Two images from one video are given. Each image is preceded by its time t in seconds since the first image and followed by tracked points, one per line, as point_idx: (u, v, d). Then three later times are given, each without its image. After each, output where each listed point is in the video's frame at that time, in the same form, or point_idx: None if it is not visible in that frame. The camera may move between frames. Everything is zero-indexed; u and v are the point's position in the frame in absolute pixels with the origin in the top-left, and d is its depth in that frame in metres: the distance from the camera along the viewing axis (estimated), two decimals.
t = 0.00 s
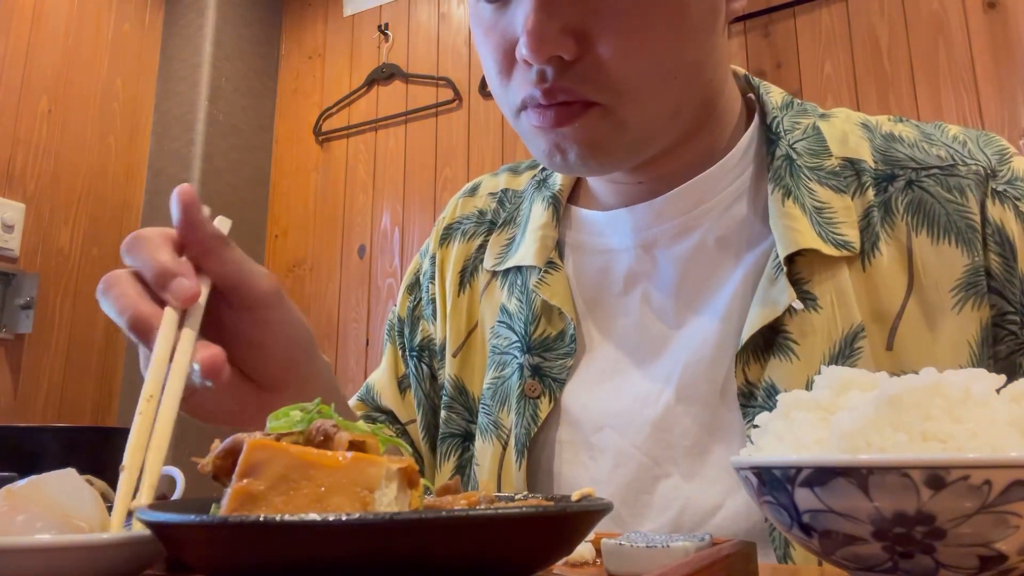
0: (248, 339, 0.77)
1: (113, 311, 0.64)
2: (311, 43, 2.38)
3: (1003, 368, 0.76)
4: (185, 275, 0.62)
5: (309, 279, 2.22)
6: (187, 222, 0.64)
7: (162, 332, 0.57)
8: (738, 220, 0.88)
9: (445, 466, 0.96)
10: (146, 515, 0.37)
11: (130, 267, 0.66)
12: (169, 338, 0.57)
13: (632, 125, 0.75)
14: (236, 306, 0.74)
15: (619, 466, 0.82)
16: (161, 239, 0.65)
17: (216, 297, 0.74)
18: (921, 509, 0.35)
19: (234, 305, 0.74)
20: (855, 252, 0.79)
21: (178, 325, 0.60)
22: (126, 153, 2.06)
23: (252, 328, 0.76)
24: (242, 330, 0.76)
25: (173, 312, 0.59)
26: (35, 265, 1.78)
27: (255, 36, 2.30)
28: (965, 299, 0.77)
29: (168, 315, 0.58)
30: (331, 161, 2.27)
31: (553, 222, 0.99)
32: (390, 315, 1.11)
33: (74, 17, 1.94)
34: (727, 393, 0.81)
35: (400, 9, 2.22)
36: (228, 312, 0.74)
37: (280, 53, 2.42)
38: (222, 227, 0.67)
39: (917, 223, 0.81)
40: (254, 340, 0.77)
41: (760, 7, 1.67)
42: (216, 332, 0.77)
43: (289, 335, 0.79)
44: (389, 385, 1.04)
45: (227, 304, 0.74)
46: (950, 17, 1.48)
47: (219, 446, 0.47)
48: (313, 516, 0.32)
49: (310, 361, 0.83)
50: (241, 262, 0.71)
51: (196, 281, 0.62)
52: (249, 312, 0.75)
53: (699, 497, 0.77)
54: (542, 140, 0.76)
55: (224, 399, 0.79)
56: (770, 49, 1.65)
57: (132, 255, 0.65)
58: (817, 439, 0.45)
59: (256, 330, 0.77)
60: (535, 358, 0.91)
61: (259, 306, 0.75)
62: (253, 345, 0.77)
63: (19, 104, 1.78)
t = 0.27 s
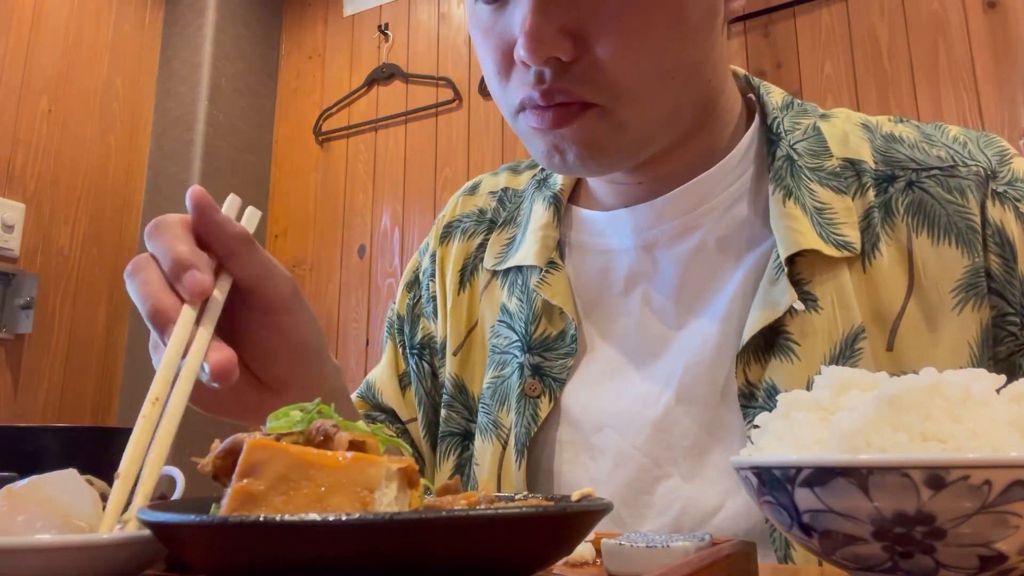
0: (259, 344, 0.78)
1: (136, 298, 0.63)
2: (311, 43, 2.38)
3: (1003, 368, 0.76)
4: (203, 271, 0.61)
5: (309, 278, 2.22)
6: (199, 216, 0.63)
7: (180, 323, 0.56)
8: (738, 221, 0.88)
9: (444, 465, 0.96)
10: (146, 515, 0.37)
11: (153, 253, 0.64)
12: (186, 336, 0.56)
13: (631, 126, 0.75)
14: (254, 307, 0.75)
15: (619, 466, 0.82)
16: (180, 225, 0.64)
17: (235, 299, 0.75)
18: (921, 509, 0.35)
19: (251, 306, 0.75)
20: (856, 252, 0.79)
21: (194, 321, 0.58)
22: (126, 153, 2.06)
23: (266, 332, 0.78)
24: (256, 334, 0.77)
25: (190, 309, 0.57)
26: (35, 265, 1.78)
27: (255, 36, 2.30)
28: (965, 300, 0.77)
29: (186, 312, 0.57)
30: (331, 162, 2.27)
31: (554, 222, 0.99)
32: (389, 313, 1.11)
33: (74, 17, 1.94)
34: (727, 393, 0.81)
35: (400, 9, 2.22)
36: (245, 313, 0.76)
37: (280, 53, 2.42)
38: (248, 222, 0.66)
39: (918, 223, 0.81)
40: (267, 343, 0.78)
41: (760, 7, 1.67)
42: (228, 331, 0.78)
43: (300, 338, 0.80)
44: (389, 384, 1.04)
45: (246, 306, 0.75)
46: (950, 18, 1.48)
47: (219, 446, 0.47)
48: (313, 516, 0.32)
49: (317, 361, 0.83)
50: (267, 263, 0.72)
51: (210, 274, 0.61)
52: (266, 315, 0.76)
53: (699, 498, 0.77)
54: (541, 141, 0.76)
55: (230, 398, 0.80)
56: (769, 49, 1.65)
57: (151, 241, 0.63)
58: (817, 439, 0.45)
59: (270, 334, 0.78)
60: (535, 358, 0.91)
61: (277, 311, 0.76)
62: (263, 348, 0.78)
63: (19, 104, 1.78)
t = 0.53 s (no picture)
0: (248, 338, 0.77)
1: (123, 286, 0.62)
2: (311, 43, 2.38)
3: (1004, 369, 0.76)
4: (195, 261, 0.61)
5: (309, 278, 2.22)
6: (196, 201, 0.64)
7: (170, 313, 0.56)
8: (739, 221, 0.88)
9: (445, 465, 0.96)
10: (146, 515, 0.37)
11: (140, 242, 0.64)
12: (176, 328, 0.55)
13: (630, 126, 0.75)
14: (243, 299, 0.75)
15: (620, 466, 0.82)
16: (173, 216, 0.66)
17: (221, 290, 0.74)
18: (921, 509, 0.35)
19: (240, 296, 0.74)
20: (857, 253, 0.79)
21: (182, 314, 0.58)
22: (126, 153, 2.06)
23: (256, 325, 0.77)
24: (246, 326, 0.77)
25: (179, 298, 0.57)
26: (35, 265, 1.78)
27: (255, 35, 2.30)
28: (966, 301, 0.77)
29: (176, 301, 0.57)
30: (331, 162, 2.27)
31: (554, 222, 0.99)
32: (389, 312, 1.11)
33: (74, 17, 1.94)
34: (728, 394, 0.81)
35: (400, 9, 2.22)
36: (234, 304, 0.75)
37: (280, 53, 2.42)
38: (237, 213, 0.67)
39: (919, 224, 0.81)
40: (259, 336, 0.77)
41: (760, 7, 1.67)
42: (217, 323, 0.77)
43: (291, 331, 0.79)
44: (389, 383, 1.04)
45: (235, 296, 0.75)
46: (951, 18, 1.48)
47: (219, 446, 0.47)
48: (313, 516, 0.32)
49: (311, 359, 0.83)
50: (254, 252, 0.72)
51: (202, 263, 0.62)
52: (255, 306, 0.76)
53: (700, 498, 0.77)
54: (540, 141, 0.76)
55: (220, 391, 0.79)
56: (769, 49, 1.65)
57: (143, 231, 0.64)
58: (818, 439, 0.45)
59: (261, 326, 0.77)
60: (536, 358, 0.91)
61: (267, 302, 0.76)
62: (254, 342, 0.78)
63: (19, 104, 1.78)
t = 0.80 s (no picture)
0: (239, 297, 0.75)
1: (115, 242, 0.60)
2: (311, 43, 2.38)
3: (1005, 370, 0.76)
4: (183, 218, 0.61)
5: (309, 278, 2.22)
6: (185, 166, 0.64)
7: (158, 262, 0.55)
8: (740, 221, 0.88)
9: (444, 465, 0.96)
10: (146, 515, 0.37)
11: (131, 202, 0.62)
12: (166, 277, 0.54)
13: (631, 127, 0.75)
14: (230, 257, 0.73)
15: (620, 467, 0.82)
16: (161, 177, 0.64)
17: (209, 248, 0.72)
18: (921, 509, 0.35)
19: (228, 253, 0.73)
20: (858, 254, 0.79)
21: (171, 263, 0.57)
22: (126, 153, 2.06)
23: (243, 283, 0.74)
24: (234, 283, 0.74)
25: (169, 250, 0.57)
26: (35, 265, 1.78)
27: (255, 35, 2.30)
28: (967, 302, 0.77)
29: (164, 253, 0.56)
30: (331, 162, 2.27)
31: (554, 222, 0.99)
32: (386, 313, 1.11)
33: (74, 17, 1.94)
34: (729, 394, 0.80)
35: (400, 9, 2.22)
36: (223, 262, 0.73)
37: (281, 53, 2.42)
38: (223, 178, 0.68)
39: (920, 225, 0.81)
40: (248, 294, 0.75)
41: (759, 7, 1.67)
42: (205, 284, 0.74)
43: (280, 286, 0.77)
44: (382, 383, 1.03)
45: (221, 254, 0.73)
46: (950, 18, 1.48)
47: (219, 446, 0.47)
48: (313, 516, 0.32)
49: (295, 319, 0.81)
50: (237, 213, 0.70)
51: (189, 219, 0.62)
52: (244, 264, 0.74)
53: (700, 499, 0.77)
54: (541, 141, 0.76)
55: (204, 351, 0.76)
56: (770, 49, 1.65)
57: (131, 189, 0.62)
58: (818, 439, 0.45)
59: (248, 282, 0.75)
60: (537, 358, 0.91)
61: (256, 259, 0.74)
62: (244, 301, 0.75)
63: (19, 104, 1.78)
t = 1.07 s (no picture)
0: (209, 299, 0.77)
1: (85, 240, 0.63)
2: (311, 43, 2.38)
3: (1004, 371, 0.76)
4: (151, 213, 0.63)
5: (309, 279, 2.22)
6: (157, 173, 0.65)
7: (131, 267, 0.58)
8: (740, 221, 0.88)
9: (440, 465, 0.96)
10: (147, 515, 0.37)
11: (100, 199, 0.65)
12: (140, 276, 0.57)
13: (630, 127, 0.75)
14: (200, 262, 0.76)
15: (620, 468, 0.82)
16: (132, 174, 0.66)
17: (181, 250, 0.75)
18: (921, 509, 0.35)
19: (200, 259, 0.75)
20: (857, 255, 0.79)
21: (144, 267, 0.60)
22: (126, 153, 2.06)
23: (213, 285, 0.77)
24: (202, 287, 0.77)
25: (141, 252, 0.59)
26: (35, 266, 1.78)
27: (255, 35, 2.30)
28: (966, 303, 0.77)
29: (136, 256, 0.59)
30: (331, 162, 2.27)
31: (553, 222, 0.99)
32: (377, 308, 1.11)
33: (74, 17, 1.94)
34: (728, 394, 0.80)
35: (400, 9, 2.22)
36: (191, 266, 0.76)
37: (281, 53, 2.42)
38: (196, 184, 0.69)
39: (919, 226, 0.81)
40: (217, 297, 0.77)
41: (759, 7, 1.67)
42: (176, 283, 0.77)
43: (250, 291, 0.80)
44: (364, 375, 1.04)
45: (192, 260, 0.75)
46: (950, 18, 1.48)
47: (219, 446, 0.47)
48: (312, 516, 0.32)
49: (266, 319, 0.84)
50: (215, 223, 0.73)
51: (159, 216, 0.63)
52: (214, 270, 0.76)
53: (700, 500, 0.77)
54: (541, 142, 0.76)
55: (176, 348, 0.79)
56: (770, 49, 1.65)
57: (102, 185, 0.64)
58: (818, 439, 0.45)
59: (217, 287, 0.77)
60: (537, 359, 0.91)
61: (225, 265, 0.77)
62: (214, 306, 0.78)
63: (19, 104, 1.78)
